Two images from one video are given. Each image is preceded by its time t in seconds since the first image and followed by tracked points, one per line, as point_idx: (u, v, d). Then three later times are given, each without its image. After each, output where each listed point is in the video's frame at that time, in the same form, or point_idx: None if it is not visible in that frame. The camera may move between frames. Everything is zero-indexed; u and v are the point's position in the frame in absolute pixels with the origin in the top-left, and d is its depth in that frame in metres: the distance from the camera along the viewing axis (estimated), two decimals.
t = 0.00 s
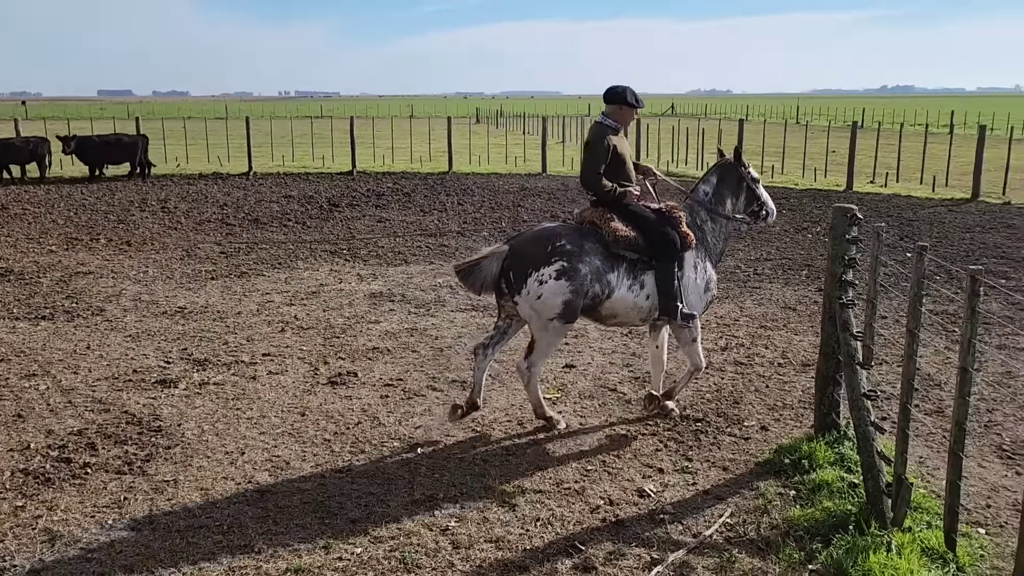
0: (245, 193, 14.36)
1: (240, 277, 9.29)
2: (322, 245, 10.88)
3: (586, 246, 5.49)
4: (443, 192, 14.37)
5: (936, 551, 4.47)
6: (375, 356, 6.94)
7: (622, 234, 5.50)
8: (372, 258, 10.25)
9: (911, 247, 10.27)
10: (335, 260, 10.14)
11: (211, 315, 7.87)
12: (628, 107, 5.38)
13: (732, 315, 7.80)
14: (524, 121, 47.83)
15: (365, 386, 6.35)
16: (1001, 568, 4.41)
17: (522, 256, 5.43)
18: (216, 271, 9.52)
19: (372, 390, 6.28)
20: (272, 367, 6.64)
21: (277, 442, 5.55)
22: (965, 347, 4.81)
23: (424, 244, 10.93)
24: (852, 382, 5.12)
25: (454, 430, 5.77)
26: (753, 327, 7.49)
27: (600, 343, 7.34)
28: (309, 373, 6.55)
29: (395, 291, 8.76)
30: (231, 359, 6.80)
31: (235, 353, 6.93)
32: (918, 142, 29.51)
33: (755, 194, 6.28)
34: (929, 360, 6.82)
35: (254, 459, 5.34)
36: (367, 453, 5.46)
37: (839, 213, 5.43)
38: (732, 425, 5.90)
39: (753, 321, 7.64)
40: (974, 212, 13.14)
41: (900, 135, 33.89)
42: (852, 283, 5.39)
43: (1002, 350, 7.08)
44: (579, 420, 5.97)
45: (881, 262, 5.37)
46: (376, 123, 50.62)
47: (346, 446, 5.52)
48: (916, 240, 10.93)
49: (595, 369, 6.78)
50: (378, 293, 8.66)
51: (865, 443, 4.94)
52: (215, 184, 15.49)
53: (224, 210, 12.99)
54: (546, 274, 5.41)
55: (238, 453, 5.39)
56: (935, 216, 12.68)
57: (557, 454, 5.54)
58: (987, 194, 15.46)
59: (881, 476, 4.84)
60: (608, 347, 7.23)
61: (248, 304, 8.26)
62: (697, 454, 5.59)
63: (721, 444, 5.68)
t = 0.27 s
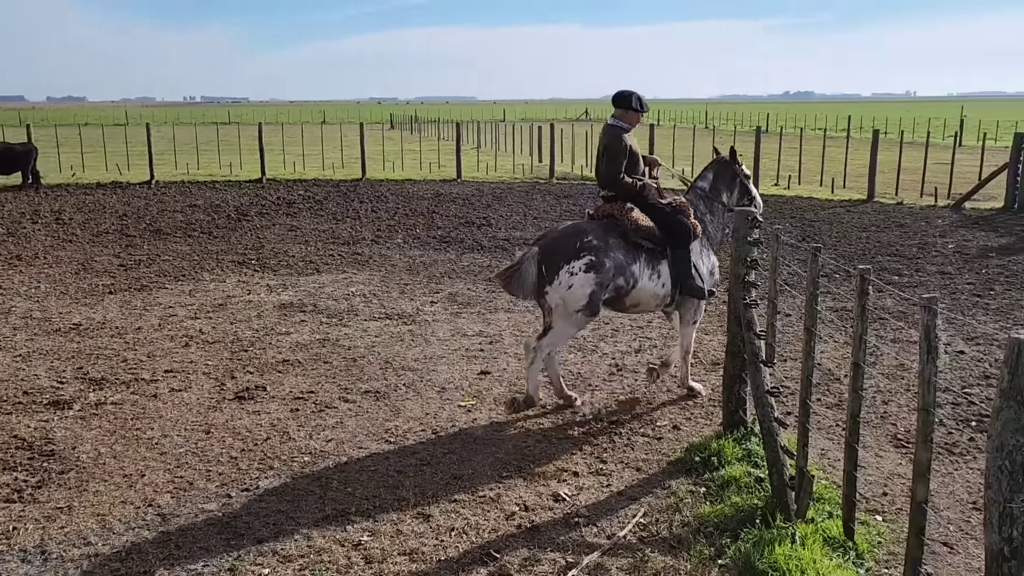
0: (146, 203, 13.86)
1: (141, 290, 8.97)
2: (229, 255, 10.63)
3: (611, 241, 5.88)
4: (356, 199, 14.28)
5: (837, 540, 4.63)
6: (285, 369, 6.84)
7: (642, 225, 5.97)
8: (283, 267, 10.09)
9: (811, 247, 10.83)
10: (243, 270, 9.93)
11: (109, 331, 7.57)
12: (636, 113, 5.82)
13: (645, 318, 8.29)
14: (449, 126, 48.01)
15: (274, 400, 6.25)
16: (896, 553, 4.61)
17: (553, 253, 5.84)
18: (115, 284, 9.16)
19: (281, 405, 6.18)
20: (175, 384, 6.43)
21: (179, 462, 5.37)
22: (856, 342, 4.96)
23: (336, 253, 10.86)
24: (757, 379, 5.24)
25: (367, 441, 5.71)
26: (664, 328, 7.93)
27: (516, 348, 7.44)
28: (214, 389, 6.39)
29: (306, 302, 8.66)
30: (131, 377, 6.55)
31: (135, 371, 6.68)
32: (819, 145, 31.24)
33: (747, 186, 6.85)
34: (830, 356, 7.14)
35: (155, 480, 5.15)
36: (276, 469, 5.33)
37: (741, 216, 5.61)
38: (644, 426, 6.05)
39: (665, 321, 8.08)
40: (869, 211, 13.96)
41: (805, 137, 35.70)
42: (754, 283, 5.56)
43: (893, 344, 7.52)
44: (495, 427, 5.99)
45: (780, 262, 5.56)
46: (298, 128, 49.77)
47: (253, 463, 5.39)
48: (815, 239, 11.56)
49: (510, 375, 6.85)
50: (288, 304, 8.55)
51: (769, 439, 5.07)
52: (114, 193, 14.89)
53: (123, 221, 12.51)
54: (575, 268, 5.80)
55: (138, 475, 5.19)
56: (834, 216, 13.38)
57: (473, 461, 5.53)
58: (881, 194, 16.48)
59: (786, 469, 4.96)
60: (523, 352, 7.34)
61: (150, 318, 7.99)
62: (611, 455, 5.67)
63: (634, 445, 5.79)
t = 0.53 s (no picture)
0: (46, 213, 13.26)
1: (40, 303, 8.58)
2: (136, 265, 10.29)
3: (606, 234, 6.52)
4: (271, 207, 14.04)
5: (749, 533, 4.75)
6: (195, 381, 6.66)
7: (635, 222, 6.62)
8: (194, 276, 9.83)
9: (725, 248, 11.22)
10: (151, 280, 9.63)
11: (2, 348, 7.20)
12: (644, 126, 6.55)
13: (563, 319, 8.42)
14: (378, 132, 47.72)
15: (183, 415, 6.08)
16: (804, 542, 4.77)
17: (556, 246, 6.50)
18: (11, 298, 8.72)
19: (191, 419, 6.02)
20: (76, 401, 6.18)
21: (81, 482, 5.16)
22: (762, 339, 5.03)
23: (249, 260, 10.65)
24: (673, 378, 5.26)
25: (282, 453, 5.60)
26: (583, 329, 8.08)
27: (435, 354, 7.44)
28: (119, 405, 6.17)
29: (217, 312, 8.46)
30: (27, 395, 6.25)
31: (32, 388, 6.38)
32: (734, 149, 32.57)
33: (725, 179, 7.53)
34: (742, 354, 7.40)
35: (54, 502, 4.92)
36: (184, 486, 5.17)
37: (653, 217, 5.70)
38: (563, 427, 6.11)
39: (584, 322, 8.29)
40: (779, 211, 14.57)
41: (723, 141, 37.11)
42: (666, 284, 5.68)
43: (800, 341, 7.82)
44: (414, 434, 5.96)
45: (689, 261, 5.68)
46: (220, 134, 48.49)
47: (160, 480, 5.21)
48: (729, 240, 11.99)
49: (429, 381, 6.84)
50: (198, 314, 8.33)
51: (683, 435, 5.13)
52: (11, 203, 14.18)
53: (22, 232, 11.94)
54: (578, 259, 6.43)
55: (35, 498, 4.95)
56: (747, 217, 13.89)
57: (392, 469, 5.48)
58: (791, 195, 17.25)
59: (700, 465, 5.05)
60: (443, 358, 7.34)
61: (50, 332, 7.65)
62: (530, 458, 5.70)
63: (554, 448, 5.83)
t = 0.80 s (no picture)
0: None
1: None
2: (77, 274, 10.05)
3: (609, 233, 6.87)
4: (218, 213, 13.85)
5: (697, 532, 4.80)
6: (138, 392, 6.54)
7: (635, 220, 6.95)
8: (137, 284, 9.64)
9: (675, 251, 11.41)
10: (92, 289, 9.42)
11: None
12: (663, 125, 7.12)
13: (514, 323, 8.47)
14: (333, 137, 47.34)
15: (126, 426, 5.97)
16: (750, 540, 4.83)
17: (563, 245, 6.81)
18: None
19: (133, 430, 5.91)
20: (12, 414, 6.01)
21: (18, 497, 5.02)
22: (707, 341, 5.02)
23: (194, 268, 10.49)
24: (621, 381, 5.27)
25: (228, 464, 5.52)
26: (534, 334, 8.13)
27: (385, 360, 7.42)
28: (58, 418, 6.02)
29: (161, 320, 8.31)
30: None
31: None
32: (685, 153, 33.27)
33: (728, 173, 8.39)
34: (691, 357, 7.55)
35: None
36: (127, 499, 5.06)
37: (599, 220, 5.75)
38: (514, 432, 6.14)
39: (534, 327, 8.34)
40: (728, 213, 14.88)
41: (675, 146, 37.88)
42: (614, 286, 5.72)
43: (747, 341, 7.98)
44: (363, 441, 5.92)
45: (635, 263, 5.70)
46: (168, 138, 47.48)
47: (102, 494, 5.10)
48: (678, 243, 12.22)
49: (379, 388, 6.81)
50: (141, 324, 8.18)
51: (632, 437, 5.13)
52: None
53: None
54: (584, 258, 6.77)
55: None
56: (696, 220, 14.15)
57: (341, 477, 5.44)
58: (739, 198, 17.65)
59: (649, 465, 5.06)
60: (393, 364, 7.33)
61: None
62: (480, 463, 5.71)
63: (504, 452, 5.85)
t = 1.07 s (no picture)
0: None
1: None
2: (17, 282, 9.76)
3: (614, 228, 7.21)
4: (165, 218, 13.58)
5: (650, 531, 4.85)
6: (82, 402, 6.38)
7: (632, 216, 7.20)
8: (82, 292, 9.41)
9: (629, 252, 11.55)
10: (33, 297, 9.16)
11: None
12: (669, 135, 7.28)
13: (469, 326, 8.47)
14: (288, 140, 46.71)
15: (69, 437, 5.82)
16: (702, 537, 4.91)
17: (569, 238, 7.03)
18: None
19: (77, 441, 5.76)
20: None
21: None
22: (656, 342, 5.09)
23: (141, 274, 10.27)
24: (574, 383, 5.31)
25: (176, 474, 5.42)
26: (490, 337, 8.15)
27: (338, 365, 7.36)
28: None
29: (106, 328, 8.12)
30: None
31: None
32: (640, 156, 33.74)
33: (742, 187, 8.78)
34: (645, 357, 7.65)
35: None
36: (70, 512, 4.93)
37: (551, 224, 5.80)
38: (469, 435, 6.15)
39: (489, 330, 8.37)
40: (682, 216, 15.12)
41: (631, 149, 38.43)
42: (567, 288, 5.76)
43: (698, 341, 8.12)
44: (316, 448, 5.86)
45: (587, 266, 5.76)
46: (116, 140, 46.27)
47: (44, 508, 4.96)
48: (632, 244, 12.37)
49: (332, 394, 6.75)
50: (85, 332, 7.98)
51: (585, 438, 5.17)
52: None
53: None
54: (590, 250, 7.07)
55: None
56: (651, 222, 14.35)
57: (294, 484, 5.38)
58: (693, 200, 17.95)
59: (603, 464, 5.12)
60: (346, 369, 7.27)
61: None
62: (435, 467, 5.70)
63: (459, 456, 5.84)
